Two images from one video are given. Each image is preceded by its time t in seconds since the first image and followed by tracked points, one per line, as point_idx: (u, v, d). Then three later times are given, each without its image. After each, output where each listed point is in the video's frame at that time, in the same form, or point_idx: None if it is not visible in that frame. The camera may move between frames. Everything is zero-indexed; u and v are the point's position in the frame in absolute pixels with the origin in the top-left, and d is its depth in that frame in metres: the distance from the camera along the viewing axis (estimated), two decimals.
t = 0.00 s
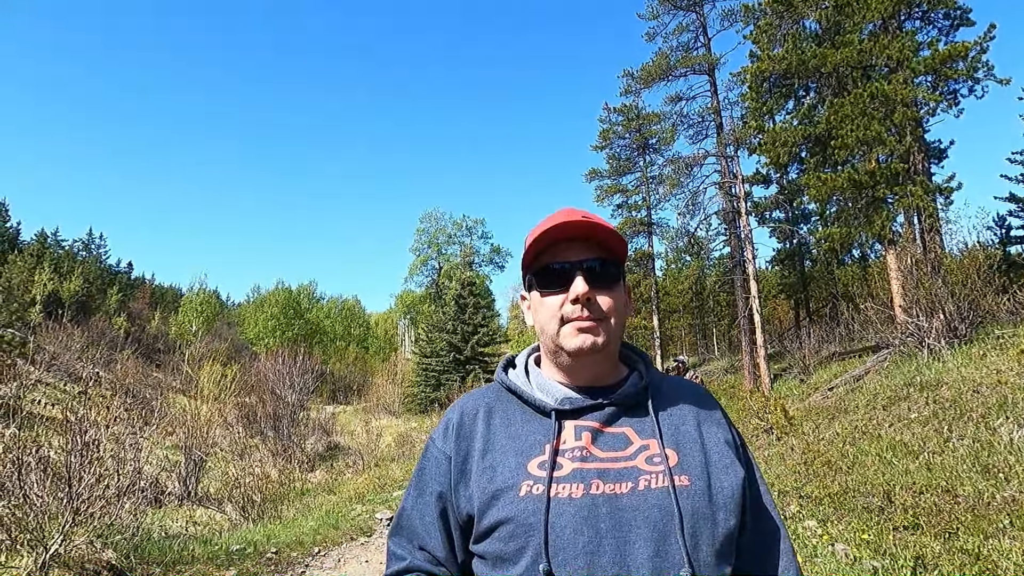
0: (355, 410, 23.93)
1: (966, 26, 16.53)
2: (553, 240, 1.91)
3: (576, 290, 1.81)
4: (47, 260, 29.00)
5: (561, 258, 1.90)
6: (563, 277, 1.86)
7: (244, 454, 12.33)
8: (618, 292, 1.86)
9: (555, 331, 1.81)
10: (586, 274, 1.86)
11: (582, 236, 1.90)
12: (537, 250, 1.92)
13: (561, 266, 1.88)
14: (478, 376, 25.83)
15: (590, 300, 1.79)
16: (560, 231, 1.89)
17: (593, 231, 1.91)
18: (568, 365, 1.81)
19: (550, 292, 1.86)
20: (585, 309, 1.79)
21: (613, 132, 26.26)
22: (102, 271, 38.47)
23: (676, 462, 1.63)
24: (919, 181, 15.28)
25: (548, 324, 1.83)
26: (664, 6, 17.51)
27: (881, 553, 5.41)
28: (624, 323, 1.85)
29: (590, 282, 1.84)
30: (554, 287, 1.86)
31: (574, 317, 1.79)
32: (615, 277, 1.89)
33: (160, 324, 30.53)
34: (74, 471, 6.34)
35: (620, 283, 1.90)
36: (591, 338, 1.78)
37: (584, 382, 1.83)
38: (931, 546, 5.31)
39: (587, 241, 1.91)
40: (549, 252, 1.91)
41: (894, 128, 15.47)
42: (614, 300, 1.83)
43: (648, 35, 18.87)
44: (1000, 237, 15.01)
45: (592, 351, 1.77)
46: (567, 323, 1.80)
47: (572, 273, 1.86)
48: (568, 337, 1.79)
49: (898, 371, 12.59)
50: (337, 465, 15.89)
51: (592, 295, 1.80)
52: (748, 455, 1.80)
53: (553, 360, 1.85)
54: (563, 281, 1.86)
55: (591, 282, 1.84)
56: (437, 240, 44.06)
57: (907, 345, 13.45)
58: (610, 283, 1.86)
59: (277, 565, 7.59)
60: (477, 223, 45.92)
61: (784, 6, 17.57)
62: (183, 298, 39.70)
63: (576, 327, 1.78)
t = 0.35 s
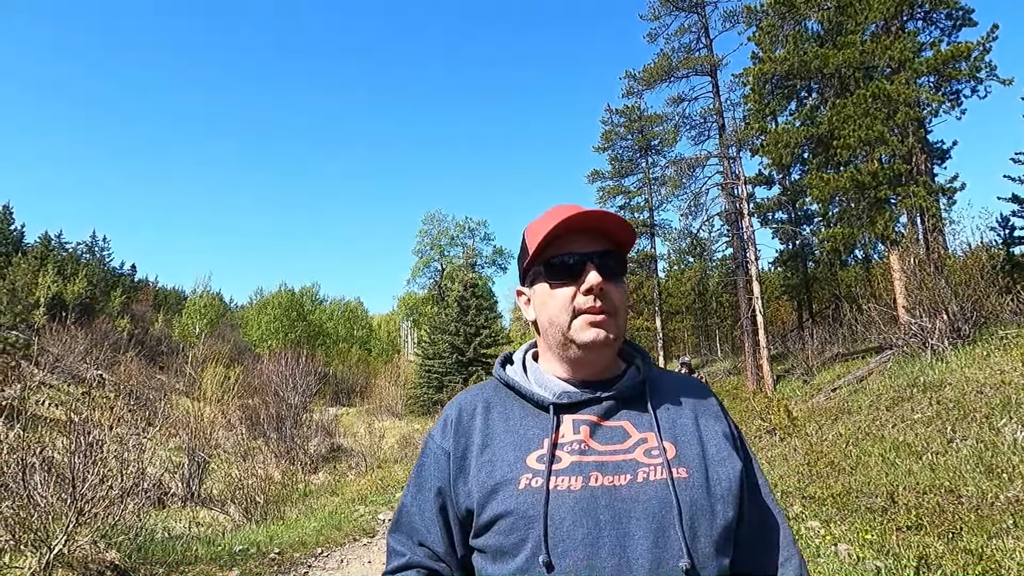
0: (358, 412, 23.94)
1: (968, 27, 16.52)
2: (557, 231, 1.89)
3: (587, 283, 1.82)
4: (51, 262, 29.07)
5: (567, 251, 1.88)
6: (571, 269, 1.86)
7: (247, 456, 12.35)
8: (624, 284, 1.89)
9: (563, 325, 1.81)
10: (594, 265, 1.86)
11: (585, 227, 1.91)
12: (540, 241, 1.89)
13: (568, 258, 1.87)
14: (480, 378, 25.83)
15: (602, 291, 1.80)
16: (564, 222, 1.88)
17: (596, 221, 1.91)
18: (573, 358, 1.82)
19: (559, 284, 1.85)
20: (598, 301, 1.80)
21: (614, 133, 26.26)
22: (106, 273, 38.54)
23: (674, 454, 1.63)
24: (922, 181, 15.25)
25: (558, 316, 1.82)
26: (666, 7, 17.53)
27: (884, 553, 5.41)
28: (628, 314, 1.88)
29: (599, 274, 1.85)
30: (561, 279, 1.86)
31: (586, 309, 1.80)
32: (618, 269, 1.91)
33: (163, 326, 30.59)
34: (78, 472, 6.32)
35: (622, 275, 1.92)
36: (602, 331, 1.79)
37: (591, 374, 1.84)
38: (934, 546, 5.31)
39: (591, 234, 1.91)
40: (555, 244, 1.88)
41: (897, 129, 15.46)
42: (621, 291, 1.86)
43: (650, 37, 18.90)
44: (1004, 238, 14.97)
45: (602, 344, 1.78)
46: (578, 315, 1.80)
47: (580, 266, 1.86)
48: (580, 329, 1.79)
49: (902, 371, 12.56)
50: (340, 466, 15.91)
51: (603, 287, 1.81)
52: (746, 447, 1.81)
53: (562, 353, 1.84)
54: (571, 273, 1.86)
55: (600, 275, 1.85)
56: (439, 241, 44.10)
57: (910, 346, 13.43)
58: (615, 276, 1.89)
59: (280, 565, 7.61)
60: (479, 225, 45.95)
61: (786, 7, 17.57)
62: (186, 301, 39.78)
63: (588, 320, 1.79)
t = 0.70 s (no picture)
0: (360, 410, 23.98)
1: (970, 25, 16.49)
2: (554, 231, 1.92)
3: (583, 280, 1.82)
4: (55, 262, 29.12)
5: (566, 251, 1.90)
6: (567, 268, 1.87)
7: (250, 455, 12.37)
8: (621, 286, 1.88)
9: (559, 324, 1.81)
10: (589, 265, 1.87)
11: (583, 229, 1.93)
12: (537, 241, 1.93)
13: (566, 258, 1.89)
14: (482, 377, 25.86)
15: (597, 290, 1.80)
16: (562, 223, 1.91)
17: (594, 223, 1.93)
18: (569, 357, 1.81)
19: (555, 283, 1.86)
20: (592, 299, 1.79)
21: (616, 132, 26.25)
22: (109, 273, 38.61)
23: (669, 450, 1.63)
24: (924, 180, 15.22)
25: (554, 315, 1.83)
26: (667, 6, 17.54)
27: (885, 552, 5.40)
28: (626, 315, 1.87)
29: (595, 273, 1.85)
30: (558, 278, 1.87)
31: (581, 307, 1.79)
32: (616, 271, 1.92)
33: (166, 326, 30.64)
34: (80, 471, 6.34)
35: (619, 277, 1.92)
36: (597, 328, 1.78)
37: (589, 373, 1.83)
38: (936, 545, 5.31)
39: (590, 236, 1.93)
40: (555, 244, 1.91)
41: (899, 127, 15.44)
42: (618, 291, 1.85)
43: (651, 35, 18.91)
44: (1007, 236, 14.94)
45: (598, 342, 1.77)
46: (574, 313, 1.80)
47: (576, 265, 1.87)
48: (575, 326, 1.78)
49: (904, 370, 12.54)
50: (342, 465, 15.94)
51: (598, 285, 1.81)
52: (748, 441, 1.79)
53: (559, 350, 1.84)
54: (568, 271, 1.87)
55: (596, 274, 1.85)
56: (441, 241, 44.14)
57: (913, 344, 13.42)
58: (613, 277, 1.89)
59: (282, 564, 7.63)
60: (481, 224, 45.99)
61: (788, 5, 17.55)
62: (189, 300, 39.85)
63: (583, 316, 1.79)
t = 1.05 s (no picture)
0: (358, 403, 23.96)
1: (970, 17, 16.41)
2: (539, 241, 1.90)
3: (563, 291, 1.80)
4: (50, 254, 28.93)
5: (548, 259, 1.89)
6: (552, 279, 1.85)
7: (247, 448, 12.35)
8: (607, 289, 1.84)
9: (547, 333, 1.80)
10: (573, 274, 1.84)
11: (569, 236, 1.89)
12: (524, 251, 1.92)
13: (548, 267, 1.87)
14: (480, 369, 25.88)
15: (577, 300, 1.78)
16: (546, 231, 1.89)
17: (580, 229, 1.89)
18: (560, 366, 1.80)
19: (539, 295, 1.84)
20: (574, 310, 1.77)
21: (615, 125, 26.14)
22: (105, 266, 38.39)
23: (669, 453, 1.61)
24: (922, 173, 15.17)
25: (539, 327, 1.82)
26: None
27: (882, 546, 5.42)
28: (616, 319, 1.82)
29: (577, 281, 1.82)
30: (542, 288, 1.85)
31: (564, 319, 1.78)
32: (603, 274, 1.87)
33: (163, 318, 30.52)
34: (77, 466, 6.34)
35: (608, 279, 1.87)
36: (581, 339, 1.75)
37: (579, 382, 1.81)
38: (933, 539, 5.33)
39: (572, 241, 1.89)
40: (537, 253, 1.90)
41: (898, 120, 15.38)
42: (603, 296, 1.81)
43: (650, 27, 18.79)
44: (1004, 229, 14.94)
45: (584, 352, 1.75)
46: (558, 325, 1.79)
47: (558, 275, 1.85)
48: (560, 338, 1.77)
49: (901, 363, 12.56)
50: (339, 458, 15.95)
51: (579, 295, 1.78)
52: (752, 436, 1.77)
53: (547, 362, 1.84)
54: (550, 281, 1.85)
55: (578, 283, 1.82)
56: (438, 233, 44.03)
57: (909, 338, 13.45)
58: (598, 281, 1.84)
59: (281, 558, 7.64)
60: (479, 217, 45.87)
61: None
62: (186, 292, 39.71)
63: (567, 329, 1.77)
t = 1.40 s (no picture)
0: (352, 399, 23.95)
1: (963, 16, 16.49)
2: (536, 237, 1.90)
3: (559, 286, 1.81)
4: (42, 250, 28.74)
5: (543, 255, 1.89)
6: (547, 275, 1.86)
7: (242, 444, 12.31)
8: (602, 283, 1.85)
9: (546, 329, 1.81)
10: (570, 269, 1.85)
11: (565, 232, 1.89)
12: (521, 248, 1.91)
13: (543, 263, 1.88)
14: (475, 366, 25.90)
15: (573, 295, 1.79)
16: (542, 228, 1.88)
17: (574, 225, 1.88)
18: (559, 362, 1.81)
19: (536, 291, 1.86)
20: (571, 305, 1.79)
21: (610, 121, 26.15)
22: (97, 261, 38.17)
23: (674, 451, 1.62)
24: (916, 171, 15.23)
25: (537, 323, 1.83)
26: None
27: (875, 541, 5.47)
28: (613, 314, 1.83)
29: (573, 276, 1.83)
30: (540, 285, 1.86)
31: (560, 314, 1.79)
32: (598, 269, 1.87)
33: (157, 314, 30.38)
34: (73, 463, 6.33)
35: (603, 273, 1.88)
36: (579, 334, 1.76)
37: (578, 378, 1.82)
38: (926, 534, 5.38)
39: (566, 236, 1.89)
40: (532, 250, 1.91)
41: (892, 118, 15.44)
42: (598, 291, 1.82)
43: (646, 24, 18.79)
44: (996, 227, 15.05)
45: (582, 348, 1.76)
46: (555, 320, 1.80)
47: (554, 271, 1.86)
48: (557, 334, 1.78)
49: (895, 360, 12.64)
50: (335, 454, 15.95)
51: (575, 290, 1.80)
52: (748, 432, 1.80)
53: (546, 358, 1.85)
54: (546, 278, 1.86)
55: (573, 278, 1.83)
56: (434, 229, 43.98)
57: (903, 335, 13.54)
58: (593, 275, 1.85)
59: (276, 555, 7.64)
60: (474, 213, 45.84)
61: None
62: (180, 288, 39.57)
63: (564, 324, 1.78)
